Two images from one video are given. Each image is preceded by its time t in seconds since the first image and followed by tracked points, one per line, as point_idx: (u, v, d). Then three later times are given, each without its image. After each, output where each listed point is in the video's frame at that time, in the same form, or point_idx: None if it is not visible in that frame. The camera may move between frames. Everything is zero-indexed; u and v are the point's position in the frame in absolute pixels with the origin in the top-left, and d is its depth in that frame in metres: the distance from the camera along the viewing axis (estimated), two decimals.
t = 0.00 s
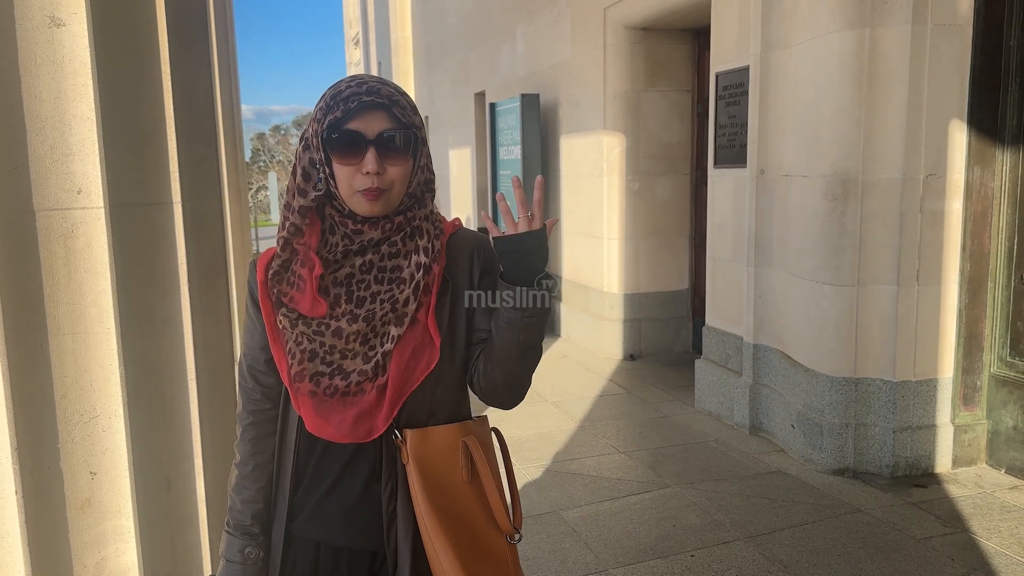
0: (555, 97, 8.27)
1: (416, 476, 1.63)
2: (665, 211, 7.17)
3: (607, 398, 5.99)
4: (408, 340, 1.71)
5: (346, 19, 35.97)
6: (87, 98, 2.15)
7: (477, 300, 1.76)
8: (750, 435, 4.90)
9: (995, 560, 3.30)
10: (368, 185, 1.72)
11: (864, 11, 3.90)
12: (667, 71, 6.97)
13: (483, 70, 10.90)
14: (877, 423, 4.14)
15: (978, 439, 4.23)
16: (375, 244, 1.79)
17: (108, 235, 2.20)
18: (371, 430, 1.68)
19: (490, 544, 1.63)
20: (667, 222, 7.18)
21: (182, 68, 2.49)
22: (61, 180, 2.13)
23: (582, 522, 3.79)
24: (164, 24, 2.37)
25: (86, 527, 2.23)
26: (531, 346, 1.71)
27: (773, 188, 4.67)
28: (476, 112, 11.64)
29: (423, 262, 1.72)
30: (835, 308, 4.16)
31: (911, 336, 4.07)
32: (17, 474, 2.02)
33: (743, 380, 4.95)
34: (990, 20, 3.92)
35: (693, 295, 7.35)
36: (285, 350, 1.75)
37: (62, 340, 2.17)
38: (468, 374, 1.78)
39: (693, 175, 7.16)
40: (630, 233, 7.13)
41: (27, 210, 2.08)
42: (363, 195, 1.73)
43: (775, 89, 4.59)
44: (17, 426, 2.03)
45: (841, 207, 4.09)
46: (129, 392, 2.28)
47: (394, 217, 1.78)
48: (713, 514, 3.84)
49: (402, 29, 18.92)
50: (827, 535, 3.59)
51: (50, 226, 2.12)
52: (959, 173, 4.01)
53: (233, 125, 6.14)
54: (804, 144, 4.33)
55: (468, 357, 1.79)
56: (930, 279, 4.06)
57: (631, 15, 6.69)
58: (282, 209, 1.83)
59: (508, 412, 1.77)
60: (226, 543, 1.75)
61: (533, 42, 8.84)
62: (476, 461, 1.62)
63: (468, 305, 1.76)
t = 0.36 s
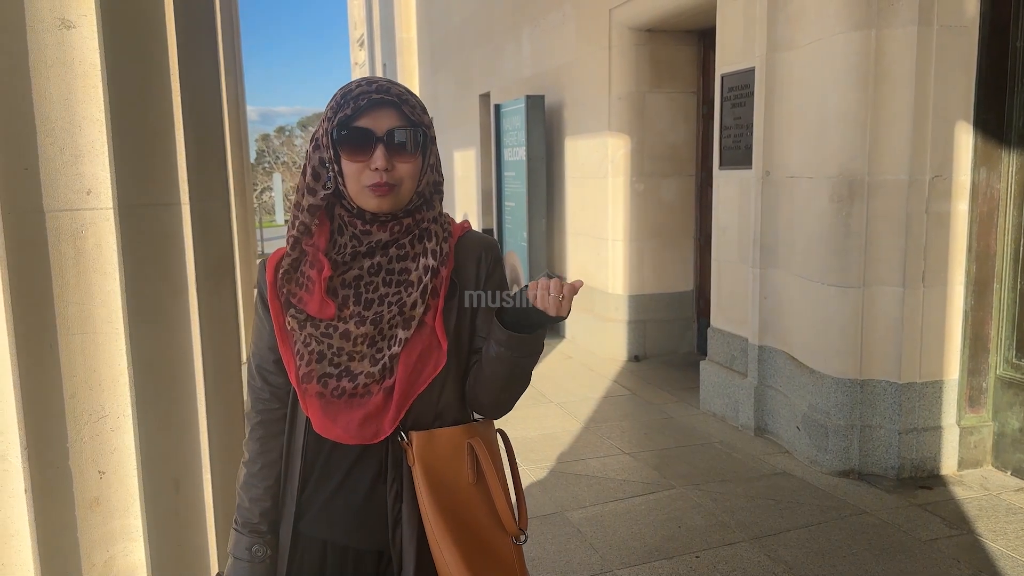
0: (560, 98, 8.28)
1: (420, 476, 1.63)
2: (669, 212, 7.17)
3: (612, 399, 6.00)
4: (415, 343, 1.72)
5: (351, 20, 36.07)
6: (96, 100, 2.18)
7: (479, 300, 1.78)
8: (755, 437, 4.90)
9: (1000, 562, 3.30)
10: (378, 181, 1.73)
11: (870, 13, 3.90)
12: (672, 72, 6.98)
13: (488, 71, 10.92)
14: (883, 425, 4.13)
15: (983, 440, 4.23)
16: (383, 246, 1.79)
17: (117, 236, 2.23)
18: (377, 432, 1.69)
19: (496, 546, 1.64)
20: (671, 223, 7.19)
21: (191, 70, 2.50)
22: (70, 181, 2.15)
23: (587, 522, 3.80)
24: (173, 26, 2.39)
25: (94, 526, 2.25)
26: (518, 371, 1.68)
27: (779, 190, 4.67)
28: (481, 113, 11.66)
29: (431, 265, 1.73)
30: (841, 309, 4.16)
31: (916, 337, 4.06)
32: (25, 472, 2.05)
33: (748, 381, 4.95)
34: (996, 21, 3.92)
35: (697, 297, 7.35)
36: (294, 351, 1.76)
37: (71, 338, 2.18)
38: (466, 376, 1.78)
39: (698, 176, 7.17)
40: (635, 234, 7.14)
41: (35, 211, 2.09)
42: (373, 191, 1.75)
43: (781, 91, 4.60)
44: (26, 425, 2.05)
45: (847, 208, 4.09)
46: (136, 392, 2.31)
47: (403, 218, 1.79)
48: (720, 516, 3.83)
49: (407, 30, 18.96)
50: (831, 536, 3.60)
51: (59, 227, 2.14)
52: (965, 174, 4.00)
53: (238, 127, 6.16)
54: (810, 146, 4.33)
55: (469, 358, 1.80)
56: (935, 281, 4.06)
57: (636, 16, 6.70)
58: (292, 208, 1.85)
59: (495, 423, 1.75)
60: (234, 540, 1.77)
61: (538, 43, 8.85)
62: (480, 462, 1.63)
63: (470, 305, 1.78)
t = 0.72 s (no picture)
0: (568, 100, 8.28)
1: (429, 478, 1.65)
2: (678, 214, 7.16)
3: (620, 401, 6.00)
4: (422, 345, 1.72)
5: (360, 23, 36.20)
6: (111, 100, 2.19)
7: (481, 299, 1.77)
8: (764, 439, 4.89)
9: (1011, 565, 3.28)
10: (387, 181, 1.75)
11: (880, 15, 3.89)
12: (681, 74, 6.97)
13: (496, 73, 10.94)
14: (892, 427, 4.12)
15: (994, 443, 4.20)
16: (391, 246, 1.81)
17: (132, 235, 2.25)
18: (385, 433, 1.70)
19: (504, 545, 1.64)
20: (680, 225, 7.18)
21: (204, 71, 2.52)
22: (86, 182, 2.17)
23: (596, 524, 3.80)
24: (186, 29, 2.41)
25: (107, 524, 2.27)
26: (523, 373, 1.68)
27: (789, 192, 4.66)
28: (489, 114, 11.67)
29: (439, 268, 1.74)
30: (850, 310, 4.15)
31: (926, 339, 4.05)
32: (41, 469, 2.08)
33: (758, 383, 4.94)
34: (1007, 22, 3.90)
35: (706, 298, 7.34)
36: (303, 351, 1.77)
37: (85, 338, 2.20)
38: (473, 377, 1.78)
39: (707, 178, 7.16)
40: (643, 235, 7.14)
41: (51, 212, 2.11)
42: (381, 192, 1.77)
43: (791, 94, 4.59)
44: (41, 422, 2.08)
45: (857, 210, 4.08)
46: (149, 390, 2.31)
47: (411, 219, 1.80)
48: (729, 518, 3.83)
49: (415, 32, 19.01)
50: (842, 538, 3.59)
51: (74, 227, 2.16)
52: (976, 176, 3.99)
53: (248, 128, 6.20)
54: (820, 147, 4.32)
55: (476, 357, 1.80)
56: (946, 283, 4.04)
57: (645, 18, 6.70)
58: (303, 203, 1.87)
59: (504, 423, 1.76)
60: (246, 539, 1.78)
61: (547, 45, 8.87)
62: (489, 463, 1.64)
63: (471, 305, 1.77)
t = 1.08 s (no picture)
0: (580, 102, 8.29)
1: (442, 479, 1.65)
2: (690, 216, 7.14)
3: (631, 404, 5.99)
4: (435, 347, 1.73)
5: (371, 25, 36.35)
6: (126, 104, 2.22)
7: (488, 300, 1.77)
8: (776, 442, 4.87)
9: None
10: (399, 187, 1.76)
11: (894, 17, 3.87)
12: (693, 76, 6.96)
13: (508, 75, 10.96)
14: (905, 431, 4.09)
15: (1009, 448, 4.17)
16: (404, 250, 1.82)
17: (145, 237, 2.27)
18: (397, 435, 1.71)
19: (518, 546, 1.65)
20: (692, 227, 7.16)
21: (219, 75, 2.54)
22: (101, 183, 2.19)
23: (607, 526, 3.80)
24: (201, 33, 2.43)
25: (121, 523, 2.28)
26: (525, 375, 1.69)
27: (801, 194, 4.64)
28: (501, 116, 11.69)
29: (451, 271, 1.74)
30: (863, 314, 4.12)
31: (940, 343, 4.02)
32: (55, 468, 2.09)
33: (770, 387, 4.92)
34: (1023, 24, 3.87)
35: (718, 301, 7.32)
36: (317, 353, 1.78)
37: (99, 338, 2.21)
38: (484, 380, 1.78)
39: (719, 180, 7.15)
40: (655, 237, 7.13)
41: (68, 213, 2.12)
42: (394, 197, 1.78)
43: (804, 96, 4.57)
44: (56, 421, 2.10)
45: (870, 213, 4.05)
46: (162, 391, 2.33)
47: (423, 223, 1.80)
48: (740, 521, 3.81)
49: (427, 34, 19.06)
50: (855, 543, 3.57)
51: (89, 228, 2.18)
52: (990, 178, 3.95)
53: (261, 130, 6.25)
54: (832, 150, 4.30)
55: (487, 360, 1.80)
56: (960, 286, 4.01)
57: (657, 20, 6.70)
58: (318, 207, 1.89)
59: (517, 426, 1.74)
60: (260, 539, 1.81)
61: (558, 48, 8.88)
62: (502, 464, 1.64)
63: (479, 306, 1.77)
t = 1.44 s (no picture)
0: (591, 104, 8.29)
1: (457, 482, 1.66)
2: (701, 219, 7.13)
3: (641, 406, 5.99)
4: (450, 351, 1.73)
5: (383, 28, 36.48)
6: (141, 107, 2.22)
7: (505, 299, 1.77)
8: (788, 446, 4.85)
9: None
10: (413, 191, 1.77)
11: (907, 20, 3.86)
12: (705, 79, 6.95)
13: (519, 78, 10.98)
14: (917, 436, 4.07)
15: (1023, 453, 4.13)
16: (419, 254, 1.83)
17: (160, 239, 2.28)
18: (412, 438, 1.72)
19: (531, 550, 1.66)
20: (703, 230, 7.14)
21: (233, 78, 2.56)
22: (116, 186, 2.20)
23: (617, 530, 3.80)
24: (215, 35, 2.44)
25: (134, 524, 2.29)
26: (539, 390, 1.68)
27: (813, 197, 4.63)
28: (511, 119, 11.71)
29: (466, 274, 1.75)
30: (876, 318, 4.10)
31: (954, 347, 4.00)
32: (70, 468, 2.14)
33: (781, 390, 4.90)
34: None
35: (729, 304, 7.31)
36: (333, 356, 1.80)
37: (113, 340, 2.23)
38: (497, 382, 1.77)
39: (730, 182, 7.13)
40: (665, 240, 7.12)
41: (83, 216, 2.15)
42: (408, 201, 1.79)
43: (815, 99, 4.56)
44: (71, 421, 2.13)
45: (883, 216, 4.04)
46: (176, 393, 2.34)
47: (438, 226, 1.81)
48: (751, 525, 3.80)
49: (438, 37, 19.12)
50: (867, 547, 3.55)
51: (104, 230, 2.19)
52: (1004, 182, 3.93)
53: (273, 134, 6.29)
54: (845, 153, 4.28)
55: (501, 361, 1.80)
56: (973, 290, 3.99)
57: (669, 23, 6.69)
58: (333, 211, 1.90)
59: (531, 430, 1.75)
60: (275, 540, 1.82)
61: (569, 50, 8.89)
62: (515, 468, 1.65)
63: (495, 306, 1.77)
